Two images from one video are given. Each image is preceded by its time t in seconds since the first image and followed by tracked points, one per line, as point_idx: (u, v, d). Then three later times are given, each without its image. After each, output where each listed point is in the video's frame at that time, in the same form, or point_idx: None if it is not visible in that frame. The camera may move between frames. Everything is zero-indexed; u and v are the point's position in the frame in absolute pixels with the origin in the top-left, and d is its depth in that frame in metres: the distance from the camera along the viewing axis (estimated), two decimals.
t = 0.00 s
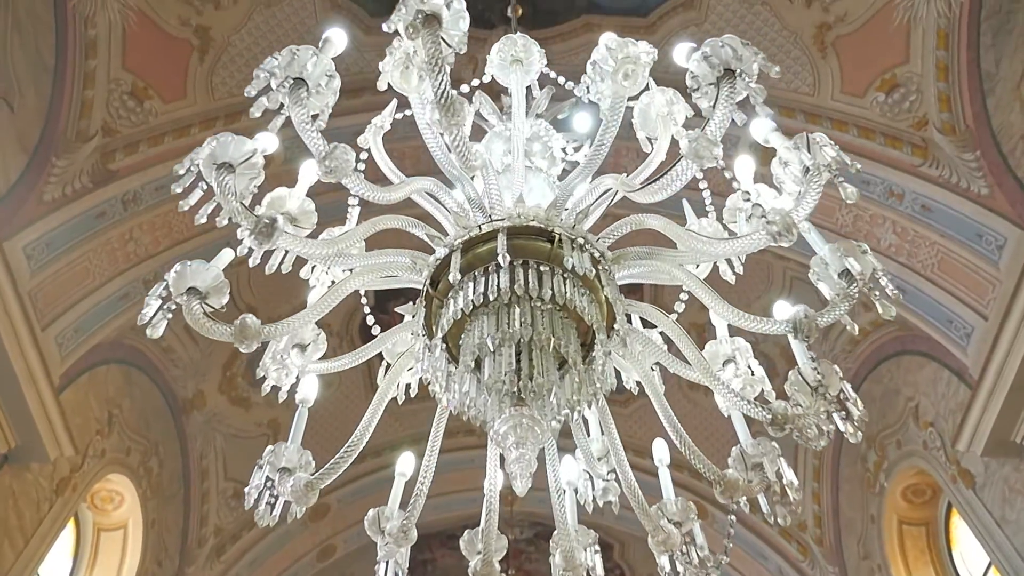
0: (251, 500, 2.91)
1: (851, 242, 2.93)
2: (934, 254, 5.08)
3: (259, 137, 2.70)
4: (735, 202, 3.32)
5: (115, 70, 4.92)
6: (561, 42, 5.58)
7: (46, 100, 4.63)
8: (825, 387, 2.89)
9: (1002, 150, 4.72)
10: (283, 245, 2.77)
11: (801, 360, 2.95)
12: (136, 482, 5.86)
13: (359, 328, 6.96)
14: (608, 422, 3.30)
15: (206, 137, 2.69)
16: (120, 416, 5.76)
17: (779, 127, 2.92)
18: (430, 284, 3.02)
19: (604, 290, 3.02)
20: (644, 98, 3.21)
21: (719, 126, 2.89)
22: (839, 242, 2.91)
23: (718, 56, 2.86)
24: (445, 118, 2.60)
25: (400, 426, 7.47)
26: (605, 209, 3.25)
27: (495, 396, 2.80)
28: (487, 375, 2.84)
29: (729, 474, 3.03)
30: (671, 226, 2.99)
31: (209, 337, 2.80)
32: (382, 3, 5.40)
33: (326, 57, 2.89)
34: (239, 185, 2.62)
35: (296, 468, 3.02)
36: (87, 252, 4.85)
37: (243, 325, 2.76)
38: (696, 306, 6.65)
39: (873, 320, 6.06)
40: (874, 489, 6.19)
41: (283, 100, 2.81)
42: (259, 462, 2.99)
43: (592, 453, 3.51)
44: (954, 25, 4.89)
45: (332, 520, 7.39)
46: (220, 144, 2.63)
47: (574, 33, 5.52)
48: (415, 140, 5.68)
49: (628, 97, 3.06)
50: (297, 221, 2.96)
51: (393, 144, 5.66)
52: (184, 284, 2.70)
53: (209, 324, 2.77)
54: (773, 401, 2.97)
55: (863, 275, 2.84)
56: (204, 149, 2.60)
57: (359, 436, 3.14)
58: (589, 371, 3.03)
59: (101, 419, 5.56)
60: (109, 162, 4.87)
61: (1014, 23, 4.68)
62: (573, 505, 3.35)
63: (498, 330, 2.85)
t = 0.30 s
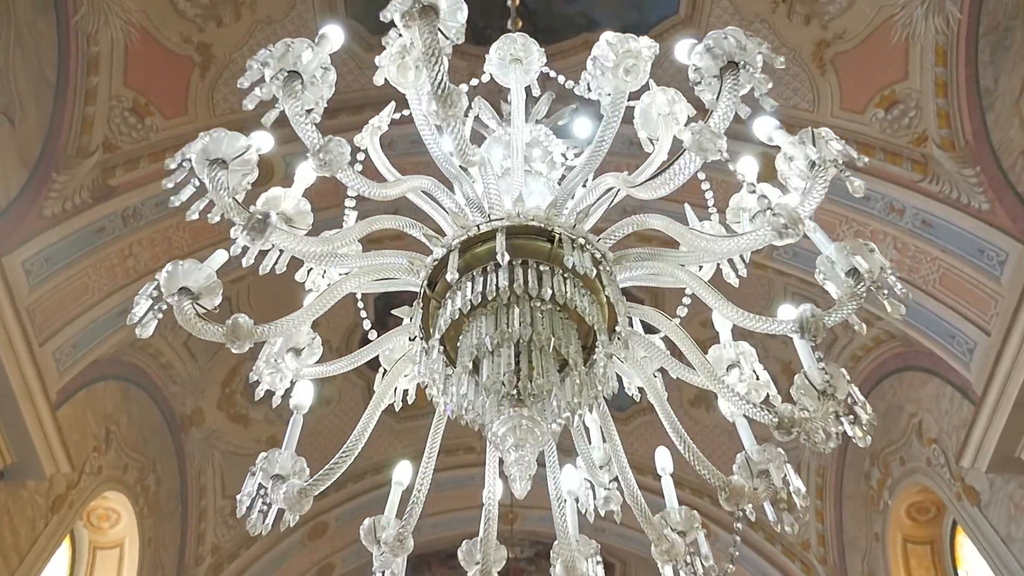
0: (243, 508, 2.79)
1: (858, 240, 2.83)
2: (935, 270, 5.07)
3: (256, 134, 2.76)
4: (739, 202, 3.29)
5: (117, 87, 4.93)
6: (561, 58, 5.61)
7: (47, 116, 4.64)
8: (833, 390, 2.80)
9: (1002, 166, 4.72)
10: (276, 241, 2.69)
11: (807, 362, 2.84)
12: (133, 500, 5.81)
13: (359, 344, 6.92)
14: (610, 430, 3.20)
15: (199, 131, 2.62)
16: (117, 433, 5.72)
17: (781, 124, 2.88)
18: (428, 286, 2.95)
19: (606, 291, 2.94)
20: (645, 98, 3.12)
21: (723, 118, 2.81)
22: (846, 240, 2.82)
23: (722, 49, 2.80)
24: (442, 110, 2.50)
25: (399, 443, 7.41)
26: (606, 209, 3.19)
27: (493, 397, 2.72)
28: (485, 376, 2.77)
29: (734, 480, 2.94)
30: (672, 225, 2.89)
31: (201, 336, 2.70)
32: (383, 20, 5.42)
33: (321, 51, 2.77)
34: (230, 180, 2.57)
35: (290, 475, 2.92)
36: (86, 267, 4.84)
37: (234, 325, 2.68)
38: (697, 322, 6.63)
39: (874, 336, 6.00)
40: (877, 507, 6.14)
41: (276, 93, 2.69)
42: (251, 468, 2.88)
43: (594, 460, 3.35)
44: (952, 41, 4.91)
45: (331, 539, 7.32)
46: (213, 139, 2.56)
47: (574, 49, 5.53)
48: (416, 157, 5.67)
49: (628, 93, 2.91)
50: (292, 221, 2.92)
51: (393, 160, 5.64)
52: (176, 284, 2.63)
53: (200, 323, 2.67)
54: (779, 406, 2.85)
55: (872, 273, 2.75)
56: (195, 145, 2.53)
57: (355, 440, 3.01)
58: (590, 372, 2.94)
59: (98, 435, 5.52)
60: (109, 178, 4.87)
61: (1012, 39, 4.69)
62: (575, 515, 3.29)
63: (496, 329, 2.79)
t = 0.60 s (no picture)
0: (235, 515, 2.74)
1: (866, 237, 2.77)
2: (936, 286, 5.03)
3: (251, 132, 2.61)
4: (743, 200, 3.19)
5: (119, 103, 4.94)
6: (562, 73, 5.63)
7: (48, 132, 4.66)
8: (842, 390, 2.68)
9: (1002, 181, 4.73)
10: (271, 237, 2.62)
11: (813, 364, 2.76)
12: (130, 518, 5.76)
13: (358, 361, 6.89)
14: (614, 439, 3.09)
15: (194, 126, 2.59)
16: (114, 450, 5.68)
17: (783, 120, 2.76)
18: (426, 286, 2.81)
19: (607, 290, 2.80)
20: (645, 97, 2.98)
21: (727, 109, 2.70)
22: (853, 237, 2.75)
23: (724, 40, 2.72)
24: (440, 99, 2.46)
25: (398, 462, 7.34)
26: (606, 208, 3.07)
27: (492, 397, 2.60)
28: (484, 375, 2.65)
29: (741, 485, 2.87)
30: (675, 223, 2.78)
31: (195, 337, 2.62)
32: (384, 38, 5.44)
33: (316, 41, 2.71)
34: (223, 173, 2.51)
35: (284, 481, 2.81)
36: (85, 283, 4.82)
37: (227, 323, 2.60)
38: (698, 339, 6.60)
39: (877, 353, 5.92)
40: (881, 526, 6.07)
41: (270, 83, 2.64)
42: (245, 474, 2.79)
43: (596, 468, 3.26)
44: (950, 57, 4.93)
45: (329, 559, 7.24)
46: (207, 133, 2.52)
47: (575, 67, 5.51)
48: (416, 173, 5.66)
49: (631, 85, 2.79)
50: (288, 221, 2.88)
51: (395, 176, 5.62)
52: (168, 283, 2.58)
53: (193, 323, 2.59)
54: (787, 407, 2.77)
55: (881, 270, 2.68)
56: (187, 140, 2.49)
57: (351, 445, 2.89)
58: (592, 374, 2.80)
59: (95, 452, 5.48)
60: (109, 194, 4.85)
61: (1010, 55, 4.72)
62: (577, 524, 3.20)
63: (496, 328, 2.67)
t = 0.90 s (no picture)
0: (228, 523, 2.65)
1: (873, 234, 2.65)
2: (939, 304, 5.00)
3: (247, 131, 2.48)
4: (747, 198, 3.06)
5: (121, 122, 4.97)
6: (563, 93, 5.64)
7: (50, 151, 4.67)
8: (852, 392, 2.55)
9: (1003, 200, 4.72)
10: (265, 233, 2.53)
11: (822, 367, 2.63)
12: (126, 539, 5.68)
13: (359, 381, 6.86)
14: (618, 446, 2.93)
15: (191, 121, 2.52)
16: (111, 470, 5.62)
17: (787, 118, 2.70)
18: (424, 287, 2.73)
19: (610, 290, 2.71)
20: (648, 98, 2.98)
21: (732, 100, 2.58)
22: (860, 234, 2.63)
23: (730, 30, 2.60)
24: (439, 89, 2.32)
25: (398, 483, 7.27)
26: (607, 212, 2.96)
27: (492, 397, 2.52)
28: (484, 375, 2.57)
29: (748, 491, 2.67)
30: (679, 221, 2.71)
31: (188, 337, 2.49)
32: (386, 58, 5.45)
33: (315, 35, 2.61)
34: (218, 167, 2.43)
35: (279, 489, 2.70)
36: (83, 302, 4.81)
37: (220, 321, 2.46)
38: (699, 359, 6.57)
39: (880, 372, 5.82)
40: (886, 548, 5.98)
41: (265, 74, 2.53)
42: (238, 482, 2.68)
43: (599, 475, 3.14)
44: (949, 78, 4.96)
45: None
46: (202, 127, 2.44)
47: (573, 86, 5.45)
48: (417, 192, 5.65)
49: (633, 80, 2.68)
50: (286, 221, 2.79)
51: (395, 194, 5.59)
52: (162, 283, 2.47)
53: (186, 323, 2.46)
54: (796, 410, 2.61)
55: (890, 267, 2.56)
56: (180, 135, 2.41)
57: (347, 449, 2.78)
58: (595, 376, 2.69)
59: (92, 472, 5.43)
60: (110, 212, 4.85)
61: (1008, 74, 4.73)
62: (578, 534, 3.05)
63: (496, 327, 2.59)
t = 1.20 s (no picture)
0: (221, 527, 2.60)
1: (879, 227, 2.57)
2: (941, 320, 4.99)
3: (244, 124, 2.41)
4: (752, 192, 3.00)
5: (121, 138, 4.96)
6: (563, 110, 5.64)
7: (50, 168, 4.67)
8: (862, 392, 2.51)
9: (1004, 216, 4.72)
10: (260, 222, 2.44)
11: (829, 365, 2.59)
12: (122, 559, 5.60)
13: (358, 398, 6.82)
14: (620, 448, 2.86)
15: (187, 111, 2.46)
16: (108, 488, 5.55)
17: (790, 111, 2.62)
18: (423, 283, 2.65)
19: (614, 286, 2.64)
20: (650, 94, 2.99)
21: (738, 86, 2.44)
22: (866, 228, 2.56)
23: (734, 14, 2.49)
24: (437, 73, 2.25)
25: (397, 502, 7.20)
26: (608, 211, 2.88)
27: (492, 393, 2.46)
28: (484, 371, 2.51)
29: (756, 492, 2.63)
30: (683, 216, 2.66)
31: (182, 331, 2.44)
32: (387, 75, 5.46)
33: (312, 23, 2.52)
34: (212, 157, 2.35)
35: (274, 492, 2.65)
36: (82, 317, 4.80)
37: (214, 315, 2.40)
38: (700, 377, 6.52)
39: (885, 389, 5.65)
40: (892, 568, 5.90)
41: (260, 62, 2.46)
42: (233, 484, 2.65)
43: (603, 482, 3.03)
44: (948, 93, 4.96)
45: None
46: (197, 118, 2.36)
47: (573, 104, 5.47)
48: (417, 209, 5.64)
49: (637, 70, 2.60)
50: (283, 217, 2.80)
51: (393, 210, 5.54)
52: (156, 277, 2.42)
53: (179, 316, 2.42)
54: (805, 408, 2.56)
55: (900, 260, 2.48)
56: (175, 124, 2.34)
57: (344, 452, 2.71)
58: (598, 373, 2.63)
59: (88, 491, 5.37)
60: (110, 228, 4.85)
61: (1007, 90, 4.74)
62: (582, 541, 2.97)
63: (496, 321, 2.52)
